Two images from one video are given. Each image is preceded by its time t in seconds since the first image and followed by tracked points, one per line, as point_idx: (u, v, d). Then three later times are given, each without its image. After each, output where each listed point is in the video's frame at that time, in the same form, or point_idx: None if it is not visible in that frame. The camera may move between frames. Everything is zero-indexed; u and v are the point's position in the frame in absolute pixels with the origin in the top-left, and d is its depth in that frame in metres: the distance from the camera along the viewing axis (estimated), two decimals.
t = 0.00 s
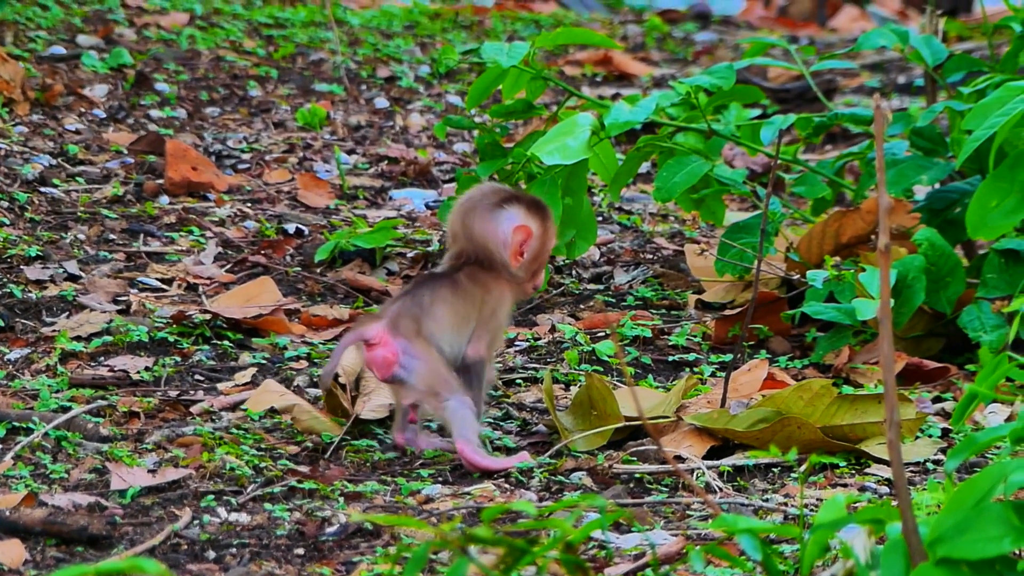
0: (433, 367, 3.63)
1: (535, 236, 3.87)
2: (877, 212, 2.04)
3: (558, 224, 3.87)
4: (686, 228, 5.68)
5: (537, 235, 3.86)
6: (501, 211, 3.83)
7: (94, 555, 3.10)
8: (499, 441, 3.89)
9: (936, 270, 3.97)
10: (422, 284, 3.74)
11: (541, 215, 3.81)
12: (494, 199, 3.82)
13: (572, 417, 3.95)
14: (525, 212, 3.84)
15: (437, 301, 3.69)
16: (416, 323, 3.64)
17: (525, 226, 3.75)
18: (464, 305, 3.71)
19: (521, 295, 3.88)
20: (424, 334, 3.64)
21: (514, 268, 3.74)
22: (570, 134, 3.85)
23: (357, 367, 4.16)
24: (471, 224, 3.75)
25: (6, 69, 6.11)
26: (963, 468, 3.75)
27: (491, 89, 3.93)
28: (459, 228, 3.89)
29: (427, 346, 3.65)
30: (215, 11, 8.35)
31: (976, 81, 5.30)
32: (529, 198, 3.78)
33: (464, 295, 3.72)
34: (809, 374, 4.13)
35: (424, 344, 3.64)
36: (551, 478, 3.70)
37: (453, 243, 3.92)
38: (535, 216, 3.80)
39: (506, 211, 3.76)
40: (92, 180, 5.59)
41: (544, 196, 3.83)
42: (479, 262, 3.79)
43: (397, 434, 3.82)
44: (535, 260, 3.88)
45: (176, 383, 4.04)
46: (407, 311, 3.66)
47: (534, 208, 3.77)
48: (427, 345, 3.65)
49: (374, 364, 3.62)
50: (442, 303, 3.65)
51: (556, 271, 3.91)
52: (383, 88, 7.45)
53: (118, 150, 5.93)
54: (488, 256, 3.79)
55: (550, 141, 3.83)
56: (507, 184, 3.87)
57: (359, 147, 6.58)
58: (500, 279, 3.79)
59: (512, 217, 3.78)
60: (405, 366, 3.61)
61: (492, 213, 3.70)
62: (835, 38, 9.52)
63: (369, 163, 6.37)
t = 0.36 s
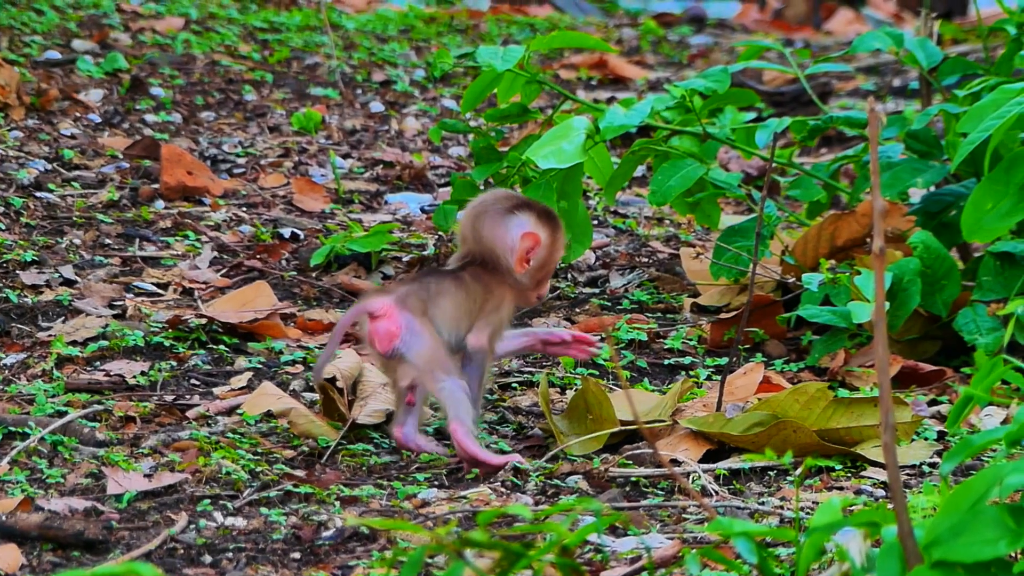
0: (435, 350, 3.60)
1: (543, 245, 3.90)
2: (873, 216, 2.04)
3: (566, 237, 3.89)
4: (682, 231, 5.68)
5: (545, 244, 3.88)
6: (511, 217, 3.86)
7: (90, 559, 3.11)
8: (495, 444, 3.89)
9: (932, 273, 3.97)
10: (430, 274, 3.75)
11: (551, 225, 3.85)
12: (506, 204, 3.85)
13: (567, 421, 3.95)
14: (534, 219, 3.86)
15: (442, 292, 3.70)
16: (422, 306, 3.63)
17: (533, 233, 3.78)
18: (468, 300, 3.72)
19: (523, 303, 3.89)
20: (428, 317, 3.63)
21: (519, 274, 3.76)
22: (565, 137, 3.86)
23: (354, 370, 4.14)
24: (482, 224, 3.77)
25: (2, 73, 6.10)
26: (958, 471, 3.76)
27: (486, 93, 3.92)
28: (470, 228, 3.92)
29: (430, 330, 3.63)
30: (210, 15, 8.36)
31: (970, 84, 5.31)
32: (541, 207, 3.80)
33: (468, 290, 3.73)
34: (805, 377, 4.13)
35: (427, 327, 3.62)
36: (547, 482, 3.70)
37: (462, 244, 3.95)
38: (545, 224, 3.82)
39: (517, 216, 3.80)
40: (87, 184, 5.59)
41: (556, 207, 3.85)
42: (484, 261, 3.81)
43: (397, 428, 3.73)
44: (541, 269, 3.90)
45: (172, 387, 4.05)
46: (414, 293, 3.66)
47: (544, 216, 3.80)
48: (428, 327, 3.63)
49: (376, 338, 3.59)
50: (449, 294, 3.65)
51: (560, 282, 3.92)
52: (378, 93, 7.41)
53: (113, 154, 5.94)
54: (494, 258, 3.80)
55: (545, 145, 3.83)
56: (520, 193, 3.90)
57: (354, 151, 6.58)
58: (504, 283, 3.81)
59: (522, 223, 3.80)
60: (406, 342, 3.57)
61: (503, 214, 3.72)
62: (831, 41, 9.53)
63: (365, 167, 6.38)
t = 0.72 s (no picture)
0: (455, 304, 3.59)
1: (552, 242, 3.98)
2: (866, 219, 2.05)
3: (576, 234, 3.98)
4: (678, 234, 5.69)
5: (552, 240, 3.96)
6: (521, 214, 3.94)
7: (86, 562, 3.11)
8: (491, 447, 3.89)
9: (928, 275, 3.95)
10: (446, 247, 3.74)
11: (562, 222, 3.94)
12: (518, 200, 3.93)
13: (563, 423, 3.95)
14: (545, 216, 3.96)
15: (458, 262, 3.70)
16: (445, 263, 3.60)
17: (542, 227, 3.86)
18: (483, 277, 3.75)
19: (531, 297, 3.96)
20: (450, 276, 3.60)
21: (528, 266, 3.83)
22: (562, 140, 3.85)
23: (350, 373, 4.12)
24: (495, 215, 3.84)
25: None
26: (954, 473, 3.76)
27: (482, 96, 3.91)
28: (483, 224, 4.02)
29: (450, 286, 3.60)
30: (206, 16, 8.34)
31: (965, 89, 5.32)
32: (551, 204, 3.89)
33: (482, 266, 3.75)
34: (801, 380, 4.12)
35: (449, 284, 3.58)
36: (542, 484, 3.71)
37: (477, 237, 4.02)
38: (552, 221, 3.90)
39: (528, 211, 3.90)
40: (83, 187, 5.60)
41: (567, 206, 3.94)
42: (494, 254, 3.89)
43: (393, 417, 3.81)
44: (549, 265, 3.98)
45: (168, 390, 4.05)
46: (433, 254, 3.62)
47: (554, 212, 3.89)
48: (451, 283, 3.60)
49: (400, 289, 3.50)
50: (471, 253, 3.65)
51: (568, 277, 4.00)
52: (374, 95, 7.43)
53: (109, 156, 5.94)
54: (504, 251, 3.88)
55: (542, 148, 3.83)
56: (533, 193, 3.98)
57: (351, 154, 6.59)
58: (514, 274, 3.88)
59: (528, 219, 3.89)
60: (433, 292, 3.53)
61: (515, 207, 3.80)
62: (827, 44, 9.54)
63: (361, 170, 6.38)
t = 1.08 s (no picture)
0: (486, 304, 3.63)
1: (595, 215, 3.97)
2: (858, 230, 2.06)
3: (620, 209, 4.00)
4: (668, 239, 5.71)
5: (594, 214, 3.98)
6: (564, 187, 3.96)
7: (76, 566, 3.11)
8: (481, 451, 3.89)
9: (918, 281, 3.95)
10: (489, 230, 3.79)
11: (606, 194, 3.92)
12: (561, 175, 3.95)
13: (554, 427, 3.95)
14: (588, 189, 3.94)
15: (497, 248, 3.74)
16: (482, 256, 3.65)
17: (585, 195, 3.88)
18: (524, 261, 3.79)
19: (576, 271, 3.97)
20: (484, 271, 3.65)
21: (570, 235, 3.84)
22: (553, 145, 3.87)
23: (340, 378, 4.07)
24: (538, 187, 3.86)
25: None
26: (943, 478, 3.77)
27: (473, 100, 3.92)
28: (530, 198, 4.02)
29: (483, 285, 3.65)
30: (197, 20, 8.36)
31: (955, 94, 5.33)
32: (593, 173, 3.91)
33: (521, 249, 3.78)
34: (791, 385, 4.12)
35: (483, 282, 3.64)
36: (533, 489, 3.71)
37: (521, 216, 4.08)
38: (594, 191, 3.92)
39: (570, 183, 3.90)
40: (75, 190, 5.60)
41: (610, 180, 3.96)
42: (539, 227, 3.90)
43: (399, 400, 3.61)
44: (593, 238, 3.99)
45: (158, 394, 4.05)
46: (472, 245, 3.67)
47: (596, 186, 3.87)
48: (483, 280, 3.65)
49: (433, 282, 3.58)
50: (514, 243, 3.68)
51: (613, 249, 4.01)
52: (366, 99, 7.49)
53: (101, 161, 5.95)
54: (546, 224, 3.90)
55: (533, 153, 3.99)
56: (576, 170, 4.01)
57: (342, 158, 6.61)
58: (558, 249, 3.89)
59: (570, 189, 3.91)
60: (463, 293, 3.59)
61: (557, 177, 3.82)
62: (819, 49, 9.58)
63: (352, 174, 6.40)
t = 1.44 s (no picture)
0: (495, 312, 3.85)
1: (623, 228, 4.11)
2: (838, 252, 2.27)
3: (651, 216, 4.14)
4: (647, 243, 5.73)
5: (624, 225, 4.14)
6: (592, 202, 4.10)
7: (52, 569, 3.12)
8: (458, 454, 3.90)
9: (896, 284, 3.96)
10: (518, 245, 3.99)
11: (634, 208, 4.06)
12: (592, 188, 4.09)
13: (531, 431, 3.96)
14: (613, 204, 4.09)
15: (525, 265, 3.96)
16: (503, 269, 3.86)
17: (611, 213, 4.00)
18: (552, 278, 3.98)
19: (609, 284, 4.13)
20: (501, 283, 3.86)
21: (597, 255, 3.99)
22: (532, 148, 3.87)
23: (317, 380, 4.05)
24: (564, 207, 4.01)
25: None
26: (920, 483, 3.79)
27: (452, 103, 3.90)
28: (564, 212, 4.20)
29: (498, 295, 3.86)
30: (177, 22, 8.32)
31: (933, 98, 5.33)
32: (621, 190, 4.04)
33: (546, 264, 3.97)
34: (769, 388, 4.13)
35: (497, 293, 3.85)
36: (509, 492, 3.73)
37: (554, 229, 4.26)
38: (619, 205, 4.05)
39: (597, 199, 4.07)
40: (54, 193, 5.62)
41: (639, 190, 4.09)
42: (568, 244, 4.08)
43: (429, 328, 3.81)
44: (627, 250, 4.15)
45: (137, 397, 4.06)
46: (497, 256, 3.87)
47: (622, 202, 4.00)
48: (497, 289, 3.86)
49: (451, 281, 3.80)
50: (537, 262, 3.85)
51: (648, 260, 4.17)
52: (345, 102, 7.48)
53: (81, 163, 5.98)
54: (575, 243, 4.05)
55: (511, 155, 3.85)
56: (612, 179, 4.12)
57: (321, 161, 6.63)
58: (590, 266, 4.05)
59: (595, 206, 4.05)
60: (476, 298, 3.80)
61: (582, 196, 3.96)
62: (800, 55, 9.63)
63: (332, 177, 6.44)
